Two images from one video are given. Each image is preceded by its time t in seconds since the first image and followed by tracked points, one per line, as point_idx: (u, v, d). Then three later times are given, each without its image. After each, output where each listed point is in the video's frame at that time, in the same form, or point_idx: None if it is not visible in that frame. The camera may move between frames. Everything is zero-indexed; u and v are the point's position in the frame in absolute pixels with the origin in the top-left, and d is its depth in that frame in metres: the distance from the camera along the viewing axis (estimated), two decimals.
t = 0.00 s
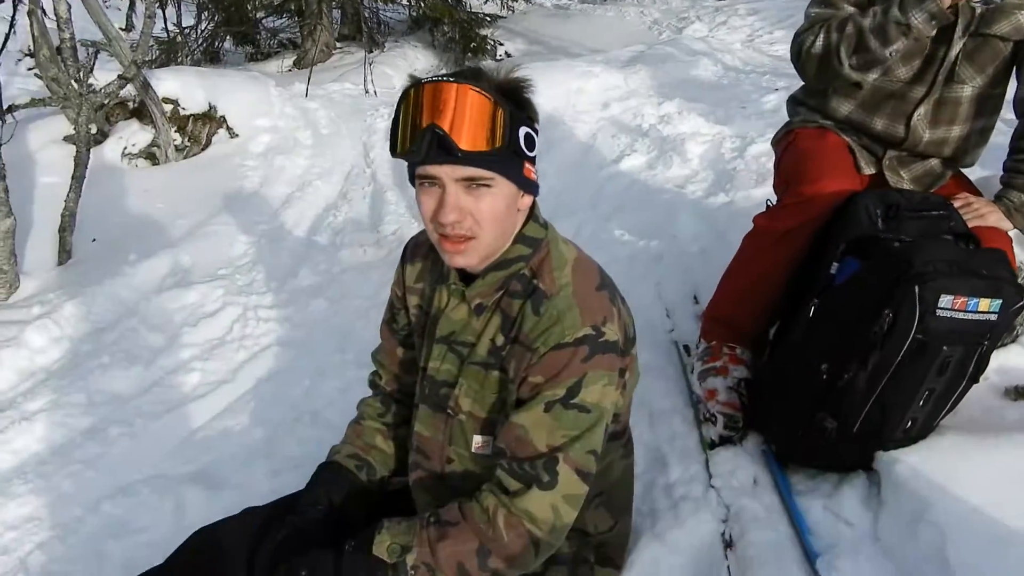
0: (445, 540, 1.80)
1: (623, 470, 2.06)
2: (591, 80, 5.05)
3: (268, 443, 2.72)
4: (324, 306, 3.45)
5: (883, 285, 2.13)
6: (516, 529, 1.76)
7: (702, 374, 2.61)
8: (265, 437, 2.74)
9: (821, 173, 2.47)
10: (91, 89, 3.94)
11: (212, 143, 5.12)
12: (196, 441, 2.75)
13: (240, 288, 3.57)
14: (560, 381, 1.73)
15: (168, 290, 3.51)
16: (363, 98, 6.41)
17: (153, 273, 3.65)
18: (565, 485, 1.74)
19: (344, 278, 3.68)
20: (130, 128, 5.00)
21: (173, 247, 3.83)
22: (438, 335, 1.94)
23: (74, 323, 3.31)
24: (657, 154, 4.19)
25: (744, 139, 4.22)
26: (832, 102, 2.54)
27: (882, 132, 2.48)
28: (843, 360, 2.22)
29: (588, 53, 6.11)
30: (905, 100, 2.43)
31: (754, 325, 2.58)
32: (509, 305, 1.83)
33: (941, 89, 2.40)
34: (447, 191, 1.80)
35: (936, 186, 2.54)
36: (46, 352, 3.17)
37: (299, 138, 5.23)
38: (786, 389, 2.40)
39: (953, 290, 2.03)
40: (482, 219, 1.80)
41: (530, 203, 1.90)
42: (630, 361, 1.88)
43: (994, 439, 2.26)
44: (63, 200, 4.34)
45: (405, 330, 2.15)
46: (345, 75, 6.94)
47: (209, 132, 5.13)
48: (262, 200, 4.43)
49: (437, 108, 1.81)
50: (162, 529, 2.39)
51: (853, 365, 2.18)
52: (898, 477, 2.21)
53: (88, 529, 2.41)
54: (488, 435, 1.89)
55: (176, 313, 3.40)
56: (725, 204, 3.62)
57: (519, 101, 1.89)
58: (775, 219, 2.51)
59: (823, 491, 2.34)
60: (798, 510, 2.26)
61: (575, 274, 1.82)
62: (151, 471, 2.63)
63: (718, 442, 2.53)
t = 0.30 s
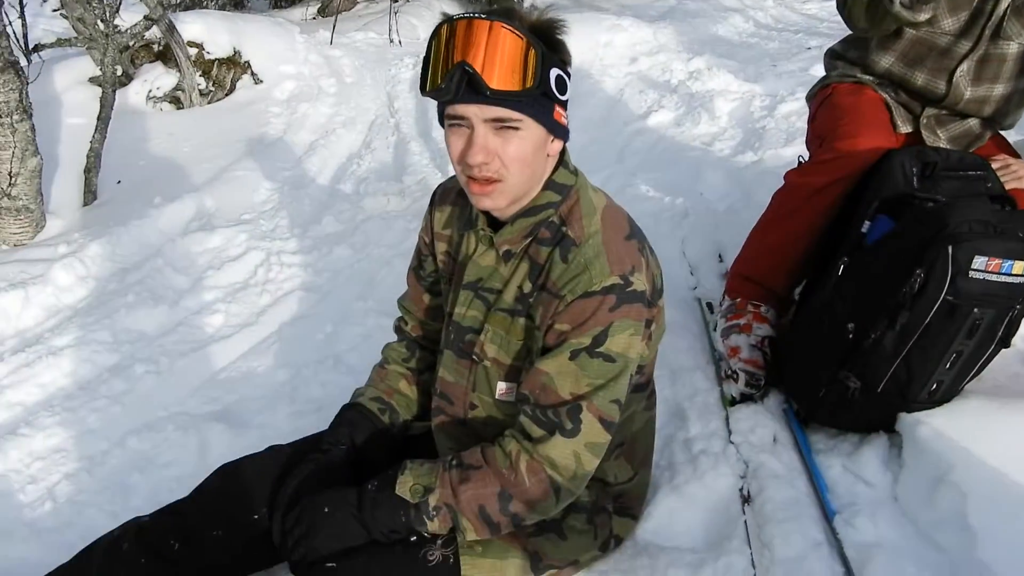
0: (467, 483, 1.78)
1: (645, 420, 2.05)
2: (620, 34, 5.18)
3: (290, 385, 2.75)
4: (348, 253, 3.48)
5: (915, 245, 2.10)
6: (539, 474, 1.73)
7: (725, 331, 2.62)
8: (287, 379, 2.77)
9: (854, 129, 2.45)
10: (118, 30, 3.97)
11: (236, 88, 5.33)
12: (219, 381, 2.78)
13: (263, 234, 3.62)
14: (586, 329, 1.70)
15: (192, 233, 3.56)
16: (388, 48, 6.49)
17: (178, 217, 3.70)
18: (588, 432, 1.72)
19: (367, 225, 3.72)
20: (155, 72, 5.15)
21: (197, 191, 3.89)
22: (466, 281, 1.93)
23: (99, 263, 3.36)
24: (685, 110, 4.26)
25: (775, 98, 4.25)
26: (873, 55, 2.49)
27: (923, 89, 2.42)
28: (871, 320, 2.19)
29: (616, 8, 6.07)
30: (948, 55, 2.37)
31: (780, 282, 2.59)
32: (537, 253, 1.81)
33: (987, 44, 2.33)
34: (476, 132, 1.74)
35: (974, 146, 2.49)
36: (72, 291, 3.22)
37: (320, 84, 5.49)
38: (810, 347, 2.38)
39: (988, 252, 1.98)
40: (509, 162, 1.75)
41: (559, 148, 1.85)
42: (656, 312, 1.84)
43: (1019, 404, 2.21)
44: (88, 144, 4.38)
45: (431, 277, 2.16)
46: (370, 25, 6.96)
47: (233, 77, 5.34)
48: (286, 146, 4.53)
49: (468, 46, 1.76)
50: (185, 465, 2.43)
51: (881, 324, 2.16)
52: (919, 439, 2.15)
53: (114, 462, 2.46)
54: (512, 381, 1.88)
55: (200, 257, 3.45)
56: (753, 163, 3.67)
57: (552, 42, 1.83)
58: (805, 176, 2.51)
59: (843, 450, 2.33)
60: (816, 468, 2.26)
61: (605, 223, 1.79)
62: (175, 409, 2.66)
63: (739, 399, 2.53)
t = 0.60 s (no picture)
0: (489, 464, 1.78)
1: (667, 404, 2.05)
2: (639, 19, 5.25)
3: (310, 367, 2.76)
4: (366, 237, 3.50)
5: (940, 230, 2.08)
6: (561, 457, 1.73)
7: (745, 317, 2.62)
8: (307, 362, 2.78)
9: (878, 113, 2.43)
10: (139, 13, 4.00)
11: (255, 71, 5.39)
12: (239, 363, 2.80)
13: (282, 218, 3.65)
14: (610, 313, 1.70)
15: (211, 216, 3.58)
16: (406, 33, 6.51)
17: (197, 200, 3.73)
18: (611, 415, 1.72)
19: (385, 209, 3.74)
20: (174, 55, 5.19)
21: (215, 175, 3.91)
22: (490, 264, 1.93)
23: (119, 246, 3.38)
24: (705, 96, 4.27)
25: (795, 84, 4.24)
26: (899, 36, 2.48)
27: (950, 73, 2.39)
28: (893, 305, 2.17)
29: None
30: (976, 37, 2.33)
31: (800, 268, 2.59)
32: (563, 236, 1.81)
33: (1016, 27, 2.30)
34: (504, 114, 1.74)
35: (1000, 133, 2.45)
36: (93, 272, 3.25)
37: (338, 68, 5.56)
38: (830, 333, 2.37)
39: (1014, 237, 1.97)
40: (537, 144, 1.74)
41: (586, 131, 1.84)
42: (681, 297, 1.83)
43: None
44: (108, 127, 4.41)
45: (454, 260, 2.17)
46: (387, 10, 7.00)
47: (252, 61, 5.41)
48: (304, 129, 4.55)
49: (498, 27, 1.75)
50: (206, 445, 2.45)
51: (904, 311, 2.14)
52: (942, 426, 2.14)
53: (136, 442, 2.48)
54: (535, 364, 1.88)
55: (219, 240, 3.47)
56: (772, 149, 3.65)
57: (581, 23, 1.82)
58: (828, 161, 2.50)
59: (864, 437, 2.32)
60: (836, 455, 2.25)
61: (631, 207, 1.78)
62: (196, 390, 2.68)
63: (758, 386, 2.53)
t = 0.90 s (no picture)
0: (497, 460, 1.78)
1: (674, 401, 2.05)
2: (644, 17, 5.27)
3: (315, 363, 2.76)
4: (371, 234, 3.50)
5: (947, 229, 2.08)
6: (568, 454, 1.73)
7: (751, 315, 2.62)
8: (313, 358, 2.78)
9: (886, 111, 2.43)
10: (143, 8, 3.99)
11: (258, 67, 5.39)
12: (244, 359, 2.80)
13: (286, 213, 3.65)
14: (619, 310, 1.69)
15: (215, 212, 3.58)
16: (409, 29, 6.51)
17: (201, 196, 3.73)
18: (619, 412, 1.72)
19: (389, 206, 3.74)
20: (178, 51, 5.23)
21: (219, 170, 3.91)
22: (499, 261, 1.93)
23: (124, 241, 3.38)
24: (710, 94, 4.27)
25: (800, 82, 4.24)
26: (908, 33, 2.48)
27: (958, 70, 2.39)
28: (901, 304, 2.16)
29: None
30: (986, 34, 2.32)
31: (805, 266, 2.59)
32: (572, 233, 1.81)
33: None
34: (513, 114, 1.74)
35: (1009, 130, 2.44)
36: (97, 267, 3.24)
37: (342, 64, 5.58)
38: (837, 332, 2.37)
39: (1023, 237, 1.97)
40: (546, 145, 1.74)
41: (596, 130, 1.83)
42: (689, 294, 1.83)
43: None
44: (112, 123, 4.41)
45: (462, 257, 2.17)
46: (391, 7, 7.02)
47: (256, 56, 5.42)
48: (309, 125, 4.55)
49: (507, 27, 1.74)
50: (212, 440, 2.45)
51: (911, 309, 2.13)
52: (948, 425, 2.14)
53: (142, 437, 2.48)
54: (543, 361, 1.88)
55: (224, 236, 3.47)
56: (777, 147, 3.65)
57: (590, 21, 1.81)
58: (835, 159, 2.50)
59: (870, 436, 2.32)
60: (842, 453, 2.25)
61: (640, 204, 1.78)
62: (201, 385, 2.68)
63: (763, 383, 2.53)
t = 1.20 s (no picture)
0: (502, 462, 1.78)
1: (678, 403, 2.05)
2: (647, 17, 5.28)
3: (319, 363, 2.76)
4: (375, 234, 3.50)
5: (952, 232, 2.08)
6: (573, 456, 1.73)
7: (754, 318, 2.62)
8: (317, 358, 2.78)
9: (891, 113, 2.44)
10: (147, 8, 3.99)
11: (262, 67, 5.39)
12: (249, 359, 2.80)
13: (290, 213, 3.65)
14: (624, 313, 1.70)
15: (219, 211, 3.59)
16: (412, 29, 6.52)
17: (205, 195, 3.73)
18: (625, 415, 1.72)
19: (392, 206, 3.74)
20: (181, 50, 5.24)
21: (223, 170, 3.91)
22: (503, 263, 1.93)
23: (128, 240, 3.38)
24: (713, 95, 4.28)
25: (803, 83, 4.24)
26: (913, 32, 2.49)
27: (964, 68, 2.39)
28: (905, 306, 2.16)
29: None
30: (990, 33, 2.31)
31: (808, 268, 2.60)
32: (577, 236, 1.81)
33: None
34: (518, 123, 1.74)
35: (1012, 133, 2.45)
36: (101, 266, 3.25)
37: (345, 63, 5.58)
38: (841, 334, 2.37)
39: None
40: (552, 153, 1.74)
41: (601, 134, 1.83)
42: (694, 297, 1.83)
43: None
44: (115, 122, 4.42)
45: (466, 259, 2.17)
46: (394, 8, 7.03)
47: (259, 56, 5.42)
48: (312, 125, 4.56)
49: (511, 36, 1.74)
50: (217, 441, 2.45)
51: (915, 312, 2.13)
52: (952, 428, 2.13)
53: (147, 437, 2.48)
54: (548, 363, 1.88)
55: (227, 236, 3.48)
56: (781, 148, 3.66)
57: (594, 27, 1.80)
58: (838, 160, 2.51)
59: (874, 438, 2.32)
60: (846, 455, 2.25)
61: (645, 207, 1.78)
62: (206, 385, 2.69)
63: (767, 386, 2.53)
